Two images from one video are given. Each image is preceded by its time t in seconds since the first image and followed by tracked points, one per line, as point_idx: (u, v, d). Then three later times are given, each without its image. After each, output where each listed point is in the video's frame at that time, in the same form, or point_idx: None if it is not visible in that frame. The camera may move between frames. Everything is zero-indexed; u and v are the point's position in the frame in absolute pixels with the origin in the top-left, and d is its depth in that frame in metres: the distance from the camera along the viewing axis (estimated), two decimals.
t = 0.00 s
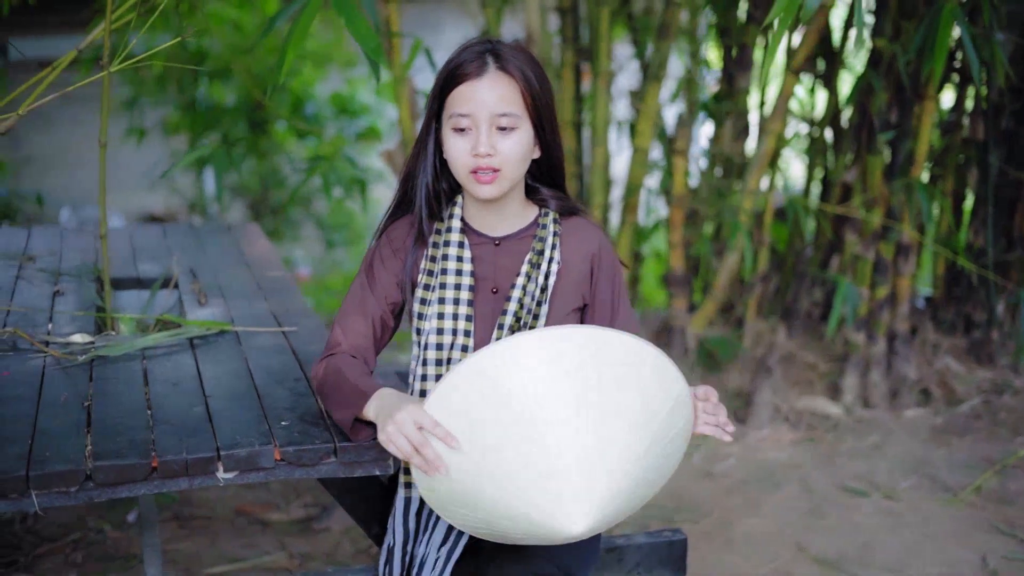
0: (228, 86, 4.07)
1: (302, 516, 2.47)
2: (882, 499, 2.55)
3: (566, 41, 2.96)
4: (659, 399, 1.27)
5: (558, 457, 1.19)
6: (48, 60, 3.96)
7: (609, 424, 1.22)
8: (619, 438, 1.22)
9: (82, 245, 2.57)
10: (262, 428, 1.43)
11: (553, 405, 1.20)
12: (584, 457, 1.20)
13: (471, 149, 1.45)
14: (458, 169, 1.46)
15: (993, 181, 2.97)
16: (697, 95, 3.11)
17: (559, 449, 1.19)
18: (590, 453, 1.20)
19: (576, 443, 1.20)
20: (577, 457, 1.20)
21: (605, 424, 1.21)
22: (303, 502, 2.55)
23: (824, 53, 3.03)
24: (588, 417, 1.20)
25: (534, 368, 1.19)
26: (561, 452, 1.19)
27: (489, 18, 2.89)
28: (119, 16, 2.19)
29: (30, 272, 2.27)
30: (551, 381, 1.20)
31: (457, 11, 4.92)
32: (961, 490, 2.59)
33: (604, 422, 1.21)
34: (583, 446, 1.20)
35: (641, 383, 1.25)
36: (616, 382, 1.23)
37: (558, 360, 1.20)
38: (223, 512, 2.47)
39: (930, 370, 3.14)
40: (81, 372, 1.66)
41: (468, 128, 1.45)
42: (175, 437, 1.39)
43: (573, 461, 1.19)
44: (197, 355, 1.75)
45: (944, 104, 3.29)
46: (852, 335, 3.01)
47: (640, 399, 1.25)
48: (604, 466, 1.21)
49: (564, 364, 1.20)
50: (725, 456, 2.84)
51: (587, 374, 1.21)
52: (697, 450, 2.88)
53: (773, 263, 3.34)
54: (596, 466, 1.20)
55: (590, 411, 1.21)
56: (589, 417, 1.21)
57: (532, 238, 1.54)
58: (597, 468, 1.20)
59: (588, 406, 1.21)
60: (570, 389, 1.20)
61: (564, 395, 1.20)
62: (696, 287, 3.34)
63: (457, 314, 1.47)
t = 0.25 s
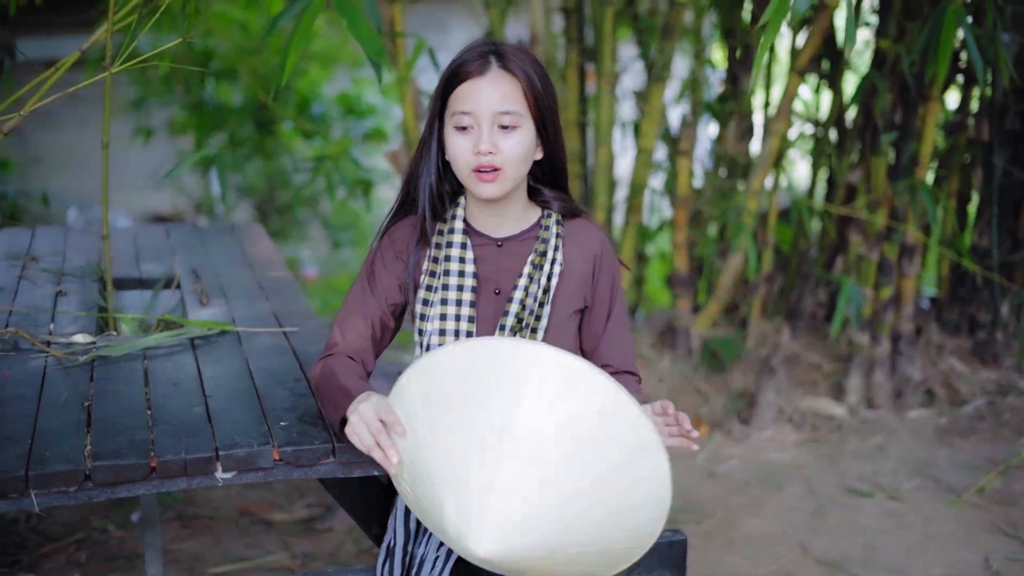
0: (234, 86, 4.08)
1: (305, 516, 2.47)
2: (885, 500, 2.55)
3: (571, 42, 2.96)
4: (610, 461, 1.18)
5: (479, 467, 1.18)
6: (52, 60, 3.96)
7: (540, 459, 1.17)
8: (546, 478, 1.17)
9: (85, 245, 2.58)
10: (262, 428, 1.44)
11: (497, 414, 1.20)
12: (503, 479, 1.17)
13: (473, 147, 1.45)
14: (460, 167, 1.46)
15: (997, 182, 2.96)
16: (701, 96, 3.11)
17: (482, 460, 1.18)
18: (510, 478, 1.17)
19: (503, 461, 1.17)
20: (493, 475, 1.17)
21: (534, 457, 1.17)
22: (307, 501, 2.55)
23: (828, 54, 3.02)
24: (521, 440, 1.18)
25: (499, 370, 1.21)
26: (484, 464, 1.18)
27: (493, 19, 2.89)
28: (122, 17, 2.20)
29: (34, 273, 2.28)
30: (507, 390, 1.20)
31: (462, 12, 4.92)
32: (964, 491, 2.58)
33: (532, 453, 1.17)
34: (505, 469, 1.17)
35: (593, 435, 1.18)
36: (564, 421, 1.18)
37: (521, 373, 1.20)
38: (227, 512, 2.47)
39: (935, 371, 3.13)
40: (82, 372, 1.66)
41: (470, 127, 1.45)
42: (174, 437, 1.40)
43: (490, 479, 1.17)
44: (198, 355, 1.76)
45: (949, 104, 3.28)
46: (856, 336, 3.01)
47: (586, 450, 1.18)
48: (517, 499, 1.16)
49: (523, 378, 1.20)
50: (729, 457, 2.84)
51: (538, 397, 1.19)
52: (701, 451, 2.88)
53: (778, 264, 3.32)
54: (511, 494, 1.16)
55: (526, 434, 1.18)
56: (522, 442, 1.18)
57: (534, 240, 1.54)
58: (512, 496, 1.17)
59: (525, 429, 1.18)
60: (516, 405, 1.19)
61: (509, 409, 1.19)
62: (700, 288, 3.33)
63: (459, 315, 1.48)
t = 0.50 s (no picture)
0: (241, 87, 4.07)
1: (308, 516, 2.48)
2: (888, 501, 2.55)
3: (575, 43, 2.96)
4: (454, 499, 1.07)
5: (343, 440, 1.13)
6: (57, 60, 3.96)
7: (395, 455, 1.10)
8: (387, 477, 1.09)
9: (88, 245, 2.58)
10: (261, 428, 1.44)
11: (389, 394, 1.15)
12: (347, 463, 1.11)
13: (476, 145, 1.45)
14: (463, 166, 1.46)
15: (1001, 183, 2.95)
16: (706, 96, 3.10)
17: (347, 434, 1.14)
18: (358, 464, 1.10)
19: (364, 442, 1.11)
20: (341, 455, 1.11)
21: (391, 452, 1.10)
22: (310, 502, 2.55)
23: (832, 55, 3.02)
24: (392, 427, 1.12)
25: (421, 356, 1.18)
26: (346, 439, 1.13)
27: (496, 20, 2.89)
28: (124, 19, 2.21)
29: (36, 273, 2.28)
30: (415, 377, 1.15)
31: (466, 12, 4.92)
32: (967, 492, 2.58)
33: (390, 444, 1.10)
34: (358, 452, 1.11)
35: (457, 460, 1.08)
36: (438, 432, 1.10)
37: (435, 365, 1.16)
38: (230, 512, 2.48)
39: (939, 372, 3.12)
40: (83, 372, 1.67)
41: (474, 126, 1.45)
42: (174, 437, 1.40)
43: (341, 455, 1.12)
44: (198, 356, 1.76)
45: (955, 105, 3.27)
46: (860, 337, 3.00)
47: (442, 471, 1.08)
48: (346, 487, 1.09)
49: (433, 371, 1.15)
50: (732, 457, 2.83)
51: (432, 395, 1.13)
52: (704, 452, 2.87)
53: (782, 264, 3.32)
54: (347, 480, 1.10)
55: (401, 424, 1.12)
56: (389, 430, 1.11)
57: (535, 242, 1.54)
58: (352, 484, 1.09)
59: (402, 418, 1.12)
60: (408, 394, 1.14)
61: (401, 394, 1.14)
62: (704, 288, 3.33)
63: (460, 315, 1.48)
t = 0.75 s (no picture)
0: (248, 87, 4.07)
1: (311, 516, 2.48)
2: (892, 502, 2.54)
3: (580, 44, 2.96)
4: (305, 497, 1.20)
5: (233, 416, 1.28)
6: (62, 61, 3.94)
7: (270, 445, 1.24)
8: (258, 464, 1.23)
9: (92, 246, 2.59)
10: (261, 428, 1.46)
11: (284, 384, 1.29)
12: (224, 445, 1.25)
13: (479, 145, 1.45)
14: (465, 165, 1.46)
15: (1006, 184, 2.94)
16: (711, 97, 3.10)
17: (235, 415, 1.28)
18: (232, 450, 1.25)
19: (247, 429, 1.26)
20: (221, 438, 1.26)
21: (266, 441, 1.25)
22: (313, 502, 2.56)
23: (836, 56, 3.01)
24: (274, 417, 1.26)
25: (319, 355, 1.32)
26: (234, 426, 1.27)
27: (501, 20, 2.89)
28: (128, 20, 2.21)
29: (40, 273, 2.29)
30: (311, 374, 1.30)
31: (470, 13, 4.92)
32: (970, 493, 2.57)
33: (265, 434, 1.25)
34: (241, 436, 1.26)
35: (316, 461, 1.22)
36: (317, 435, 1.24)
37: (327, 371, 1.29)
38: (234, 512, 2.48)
39: (943, 373, 3.12)
40: (84, 372, 1.68)
41: (478, 125, 1.46)
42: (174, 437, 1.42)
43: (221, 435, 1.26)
44: (199, 356, 1.77)
45: (960, 106, 3.27)
46: (864, 338, 2.99)
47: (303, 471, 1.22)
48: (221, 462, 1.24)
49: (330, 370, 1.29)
50: (735, 458, 2.83)
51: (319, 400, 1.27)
52: (706, 452, 2.87)
53: (787, 265, 3.32)
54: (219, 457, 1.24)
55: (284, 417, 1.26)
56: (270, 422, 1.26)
57: (535, 244, 1.54)
58: (219, 461, 1.24)
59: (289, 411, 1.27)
60: (300, 389, 1.28)
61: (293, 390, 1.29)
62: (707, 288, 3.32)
63: (458, 317, 1.48)
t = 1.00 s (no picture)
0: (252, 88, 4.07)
1: (313, 516, 2.48)
2: (894, 502, 2.54)
3: (583, 45, 2.96)
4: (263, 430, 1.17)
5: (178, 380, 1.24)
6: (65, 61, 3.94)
7: (212, 397, 1.20)
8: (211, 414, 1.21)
9: (93, 246, 2.60)
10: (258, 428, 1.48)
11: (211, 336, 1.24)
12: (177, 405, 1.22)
13: (480, 145, 1.45)
14: (464, 164, 1.46)
15: (1009, 184, 2.94)
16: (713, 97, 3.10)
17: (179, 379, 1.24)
18: (184, 409, 1.22)
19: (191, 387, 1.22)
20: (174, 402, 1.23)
21: (210, 392, 1.21)
22: (315, 502, 2.56)
23: (838, 56, 3.01)
24: (211, 368, 1.22)
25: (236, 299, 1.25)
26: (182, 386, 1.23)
27: (504, 21, 2.89)
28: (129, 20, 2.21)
29: (41, 273, 2.30)
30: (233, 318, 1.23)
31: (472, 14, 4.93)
32: (972, 494, 2.57)
33: (208, 387, 1.21)
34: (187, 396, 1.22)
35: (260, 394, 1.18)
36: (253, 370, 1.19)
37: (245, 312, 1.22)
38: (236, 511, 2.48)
39: (945, 373, 3.11)
40: (84, 372, 1.68)
41: (480, 125, 1.46)
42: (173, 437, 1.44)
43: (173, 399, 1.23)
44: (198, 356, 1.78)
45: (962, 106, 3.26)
46: (866, 338, 2.99)
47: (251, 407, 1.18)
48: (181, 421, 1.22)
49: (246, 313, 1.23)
50: (737, 458, 2.83)
51: (245, 338, 1.21)
52: (709, 452, 2.87)
53: (789, 265, 3.32)
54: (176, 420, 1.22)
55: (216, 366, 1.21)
56: (208, 372, 1.22)
57: (530, 247, 1.54)
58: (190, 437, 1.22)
59: (223, 357, 1.22)
60: (223, 334, 1.23)
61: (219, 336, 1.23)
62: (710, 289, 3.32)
63: (451, 318, 1.49)
